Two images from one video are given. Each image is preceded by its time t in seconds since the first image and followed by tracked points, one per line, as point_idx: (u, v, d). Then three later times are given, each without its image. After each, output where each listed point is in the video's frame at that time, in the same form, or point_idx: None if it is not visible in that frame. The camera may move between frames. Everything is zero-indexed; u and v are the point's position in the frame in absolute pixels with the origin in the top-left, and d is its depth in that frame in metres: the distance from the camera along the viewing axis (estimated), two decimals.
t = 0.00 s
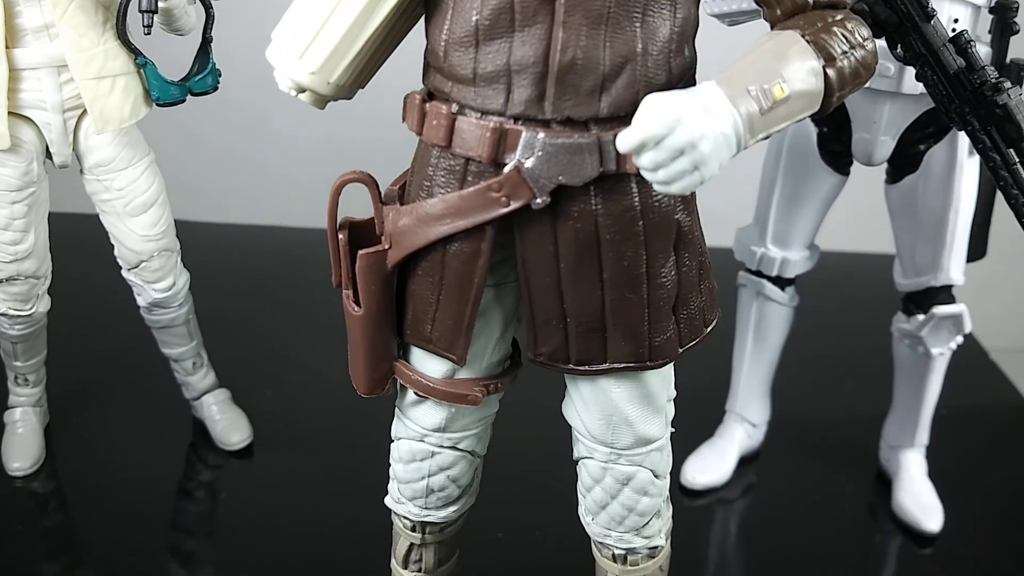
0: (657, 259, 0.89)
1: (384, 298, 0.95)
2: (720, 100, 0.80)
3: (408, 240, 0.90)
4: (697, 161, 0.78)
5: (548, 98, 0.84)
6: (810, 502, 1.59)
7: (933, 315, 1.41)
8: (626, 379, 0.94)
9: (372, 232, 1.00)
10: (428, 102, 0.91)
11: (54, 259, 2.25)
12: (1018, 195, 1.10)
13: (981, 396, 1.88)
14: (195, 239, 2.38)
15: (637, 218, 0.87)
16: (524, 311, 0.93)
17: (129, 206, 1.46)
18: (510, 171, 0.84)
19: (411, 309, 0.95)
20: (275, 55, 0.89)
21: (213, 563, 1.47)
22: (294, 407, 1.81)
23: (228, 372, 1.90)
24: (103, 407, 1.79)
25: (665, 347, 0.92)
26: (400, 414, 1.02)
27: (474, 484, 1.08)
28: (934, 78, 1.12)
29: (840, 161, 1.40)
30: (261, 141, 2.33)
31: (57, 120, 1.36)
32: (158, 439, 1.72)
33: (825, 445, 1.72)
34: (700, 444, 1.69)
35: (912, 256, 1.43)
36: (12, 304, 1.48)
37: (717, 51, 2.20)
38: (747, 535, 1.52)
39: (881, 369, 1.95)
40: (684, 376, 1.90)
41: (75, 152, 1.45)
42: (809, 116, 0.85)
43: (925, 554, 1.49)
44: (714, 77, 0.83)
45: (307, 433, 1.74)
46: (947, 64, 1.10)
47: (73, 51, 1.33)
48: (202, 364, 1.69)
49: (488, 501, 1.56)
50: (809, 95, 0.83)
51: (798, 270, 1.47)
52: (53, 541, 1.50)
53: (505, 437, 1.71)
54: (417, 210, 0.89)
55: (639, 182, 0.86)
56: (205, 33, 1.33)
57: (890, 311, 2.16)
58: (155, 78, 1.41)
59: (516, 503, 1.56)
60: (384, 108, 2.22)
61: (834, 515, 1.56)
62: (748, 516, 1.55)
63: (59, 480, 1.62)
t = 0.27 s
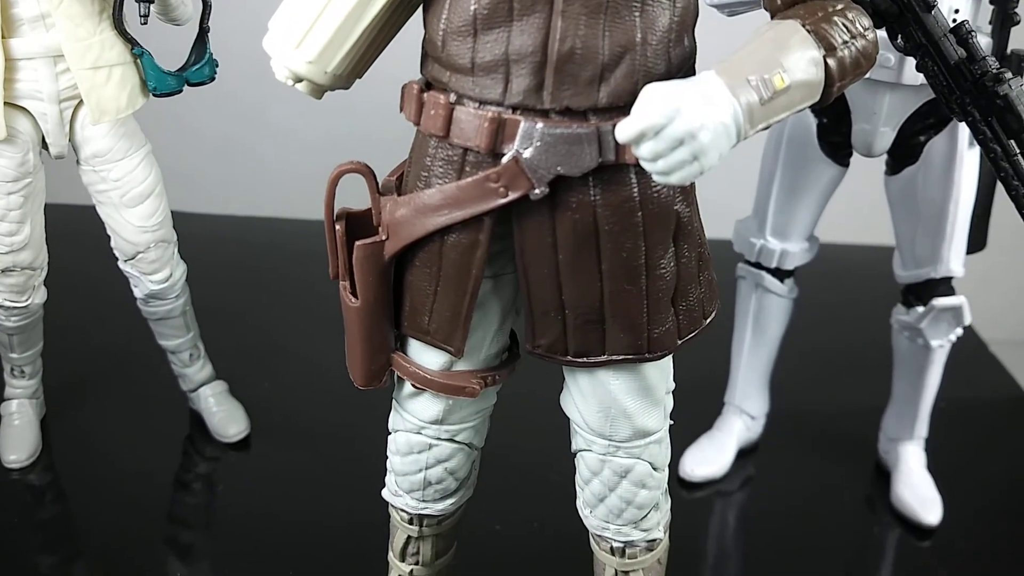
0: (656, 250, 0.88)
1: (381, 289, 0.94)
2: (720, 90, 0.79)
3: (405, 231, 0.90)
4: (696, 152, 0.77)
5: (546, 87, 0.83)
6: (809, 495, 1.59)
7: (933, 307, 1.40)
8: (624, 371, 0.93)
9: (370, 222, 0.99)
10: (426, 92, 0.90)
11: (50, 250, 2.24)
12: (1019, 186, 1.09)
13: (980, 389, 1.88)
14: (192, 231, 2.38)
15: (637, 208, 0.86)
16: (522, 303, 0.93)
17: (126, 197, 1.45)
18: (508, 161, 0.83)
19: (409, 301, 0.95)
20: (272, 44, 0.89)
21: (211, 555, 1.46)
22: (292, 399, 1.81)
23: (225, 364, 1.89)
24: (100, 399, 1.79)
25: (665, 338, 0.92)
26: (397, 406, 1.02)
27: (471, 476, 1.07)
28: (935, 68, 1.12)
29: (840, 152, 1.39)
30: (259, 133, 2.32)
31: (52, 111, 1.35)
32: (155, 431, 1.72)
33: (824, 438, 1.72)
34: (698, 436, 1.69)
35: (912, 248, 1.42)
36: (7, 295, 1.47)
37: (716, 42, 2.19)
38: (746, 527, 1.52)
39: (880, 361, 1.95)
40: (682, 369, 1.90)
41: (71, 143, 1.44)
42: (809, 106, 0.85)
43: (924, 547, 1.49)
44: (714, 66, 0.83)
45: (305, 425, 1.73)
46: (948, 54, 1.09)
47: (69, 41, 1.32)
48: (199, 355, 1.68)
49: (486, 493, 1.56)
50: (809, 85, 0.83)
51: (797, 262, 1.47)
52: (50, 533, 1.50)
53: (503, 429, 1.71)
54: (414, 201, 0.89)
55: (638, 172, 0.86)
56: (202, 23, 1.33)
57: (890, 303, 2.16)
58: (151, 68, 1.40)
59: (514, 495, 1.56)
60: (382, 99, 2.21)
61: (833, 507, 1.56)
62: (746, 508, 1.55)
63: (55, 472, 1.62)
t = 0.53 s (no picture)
0: (659, 238, 0.88)
1: (384, 278, 0.94)
2: (724, 77, 0.79)
3: (409, 219, 0.90)
4: (700, 139, 0.77)
5: (550, 75, 0.83)
6: (809, 484, 1.59)
7: (933, 297, 1.41)
8: (627, 359, 0.94)
9: (373, 211, 0.99)
10: (429, 80, 0.90)
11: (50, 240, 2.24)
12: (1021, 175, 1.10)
13: (980, 379, 1.89)
14: (192, 221, 2.37)
15: (640, 196, 0.86)
16: (525, 291, 0.93)
17: (127, 186, 1.45)
18: (511, 149, 0.84)
19: (412, 289, 0.95)
20: (276, 32, 0.89)
21: (213, 544, 1.47)
22: (293, 389, 1.81)
23: (226, 354, 1.90)
24: (101, 389, 1.79)
25: (667, 327, 0.92)
26: (400, 394, 1.02)
27: (474, 465, 1.08)
28: (937, 57, 1.11)
29: (841, 141, 1.39)
30: (259, 123, 2.31)
31: (54, 100, 1.35)
32: (156, 421, 1.72)
33: (824, 427, 1.72)
34: (699, 425, 1.69)
35: (913, 237, 1.42)
36: (9, 285, 1.47)
37: (717, 32, 2.19)
38: (746, 516, 1.52)
39: (880, 351, 1.95)
40: (683, 358, 1.90)
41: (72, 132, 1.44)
42: (812, 94, 0.85)
43: (923, 535, 1.50)
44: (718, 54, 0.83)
45: (307, 415, 1.74)
46: (950, 43, 1.09)
47: (69, 29, 1.32)
48: (200, 345, 1.68)
49: (488, 482, 1.56)
50: (813, 73, 0.83)
51: (798, 252, 1.47)
52: (51, 523, 1.50)
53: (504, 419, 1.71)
54: (418, 189, 0.89)
55: (642, 160, 0.86)
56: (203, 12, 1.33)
57: (890, 294, 2.16)
58: (152, 58, 1.40)
59: (516, 484, 1.56)
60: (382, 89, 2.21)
61: (833, 496, 1.56)
62: (747, 497, 1.56)
63: (57, 461, 1.62)
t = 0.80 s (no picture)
0: (658, 226, 0.88)
1: (382, 266, 0.94)
2: (724, 63, 0.78)
3: (406, 206, 0.89)
4: (700, 126, 0.77)
5: (549, 62, 0.83)
6: (807, 474, 1.59)
7: (932, 286, 1.40)
8: (625, 347, 0.93)
9: (370, 199, 0.99)
10: (427, 66, 0.90)
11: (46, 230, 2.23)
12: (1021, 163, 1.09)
13: (977, 369, 1.89)
14: (188, 211, 2.37)
15: (639, 184, 0.86)
16: (523, 279, 0.92)
17: (123, 175, 1.44)
18: (509, 136, 0.83)
19: (409, 277, 0.94)
20: (273, 18, 0.88)
21: (209, 534, 1.46)
22: (290, 379, 1.80)
23: (223, 344, 1.89)
24: (97, 379, 1.79)
25: (666, 315, 0.92)
26: (397, 383, 1.02)
27: (471, 454, 1.07)
28: (937, 45, 1.10)
29: (840, 130, 1.39)
30: (256, 112, 2.31)
31: (49, 88, 1.34)
32: (153, 411, 1.72)
33: (822, 418, 1.72)
34: (696, 415, 1.69)
35: (912, 227, 1.42)
36: (4, 274, 1.46)
37: (715, 22, 2.18)
38: (743, 506, 1.52)
39: (878, 342, 1.95)
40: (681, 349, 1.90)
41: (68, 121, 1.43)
42: (813, 80, 0.84)
43: (921, 525, 1.50)
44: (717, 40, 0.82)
45: (304, 405, 1.73)
46: (950, 31, 1.07)
47: (65, 16, 1.31)
48: (197, 335, 1.68)
49: (485, 472, 1.56)
50: (813, 59, 0.82)
51: (796, 241, 1.47)
52: (48, 512, 1.50)
53: (502, 408, 1.71)
54: (415, 176, 0.88)
55: (641, 147, 0.85)
56: None
57: (888, 284, 2.16)
58: (149, 46, 1.39)
59: (513, 473, 1.56)
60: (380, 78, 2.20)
61: (831, 486, 1.56)
62: (744, 487, 1.56)
63: (53, 451, 1.61)
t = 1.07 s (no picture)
0: (659, 212, 0.88)
1: (381, 252, 0.93)
2: (726, 48, 0.78)
3: (406, 192, 0.89)
4: (702, 111, 0.76)
5: (549, 46, 0.82)
6: (806, 462, 1.59)
7: (932, 275, 1.40)
8: (626, 334, 0.93)
9: (369, 185, 0.98)
10: (426, 51, 0.89)
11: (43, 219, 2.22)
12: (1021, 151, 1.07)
13: (976, 358, 1.89)
14: (187, 200, 2.36)
15: (640, 170, 0.85)
16: (523, 266, 0.92)
17: (121, 162, 1.43)
18: (510, 121, 0.82)
19: (409, 264, 0.94)
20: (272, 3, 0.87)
21: (208, 522, 1.46)
22: (289, 367, 1.80)
23: (221, 332, 1.89)
24: (96, 367, 1.78)
25: (667, 302, 0.91)
26: (397, 370, 1.01)
27: (471, 441, 1.07)
28: (938, 32, 1.10)
29: (841, 118, 1.38)
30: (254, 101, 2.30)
31: (46, 75, 1.33)
32: (151, 400, 1.71)
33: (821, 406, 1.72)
34: (695, 404, 1.69)
35: (912, 215, 1.42)
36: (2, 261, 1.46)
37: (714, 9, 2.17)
38: (742, 494, 1.52)
39: (877, 331, 1.95)
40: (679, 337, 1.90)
41: (65, 108, 1.42)
42: (815, 66, 0.84)
43: (920, 514, 1.50)
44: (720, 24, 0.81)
45: (303, 393, 1.73)
46: (952, 18, 1.07)
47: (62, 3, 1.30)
48: (196, 323, 1.68)
49: (485, 460, 1.56)
50: (815, 44, 0.82)
51: (796, 229, 1.46)
52: (46, 501, 1.50)
53: (501, 397, 1.71)
54: (415, 162, 0.88)
55: (642, 133, 0.85)
56: None
57: (887, 273, 2.16)
58: (145, 32, 1.39)
59: (512, 461, 1.56)
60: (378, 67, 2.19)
61: (830, 475, 1.56)
62: (743, 476, 1.56)
63: (51, 440, 1.61)
